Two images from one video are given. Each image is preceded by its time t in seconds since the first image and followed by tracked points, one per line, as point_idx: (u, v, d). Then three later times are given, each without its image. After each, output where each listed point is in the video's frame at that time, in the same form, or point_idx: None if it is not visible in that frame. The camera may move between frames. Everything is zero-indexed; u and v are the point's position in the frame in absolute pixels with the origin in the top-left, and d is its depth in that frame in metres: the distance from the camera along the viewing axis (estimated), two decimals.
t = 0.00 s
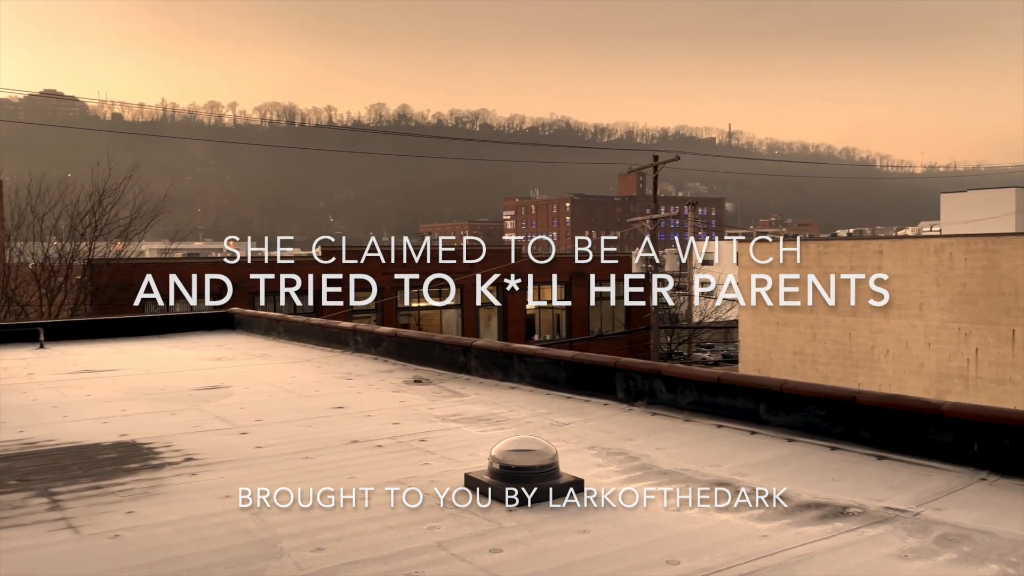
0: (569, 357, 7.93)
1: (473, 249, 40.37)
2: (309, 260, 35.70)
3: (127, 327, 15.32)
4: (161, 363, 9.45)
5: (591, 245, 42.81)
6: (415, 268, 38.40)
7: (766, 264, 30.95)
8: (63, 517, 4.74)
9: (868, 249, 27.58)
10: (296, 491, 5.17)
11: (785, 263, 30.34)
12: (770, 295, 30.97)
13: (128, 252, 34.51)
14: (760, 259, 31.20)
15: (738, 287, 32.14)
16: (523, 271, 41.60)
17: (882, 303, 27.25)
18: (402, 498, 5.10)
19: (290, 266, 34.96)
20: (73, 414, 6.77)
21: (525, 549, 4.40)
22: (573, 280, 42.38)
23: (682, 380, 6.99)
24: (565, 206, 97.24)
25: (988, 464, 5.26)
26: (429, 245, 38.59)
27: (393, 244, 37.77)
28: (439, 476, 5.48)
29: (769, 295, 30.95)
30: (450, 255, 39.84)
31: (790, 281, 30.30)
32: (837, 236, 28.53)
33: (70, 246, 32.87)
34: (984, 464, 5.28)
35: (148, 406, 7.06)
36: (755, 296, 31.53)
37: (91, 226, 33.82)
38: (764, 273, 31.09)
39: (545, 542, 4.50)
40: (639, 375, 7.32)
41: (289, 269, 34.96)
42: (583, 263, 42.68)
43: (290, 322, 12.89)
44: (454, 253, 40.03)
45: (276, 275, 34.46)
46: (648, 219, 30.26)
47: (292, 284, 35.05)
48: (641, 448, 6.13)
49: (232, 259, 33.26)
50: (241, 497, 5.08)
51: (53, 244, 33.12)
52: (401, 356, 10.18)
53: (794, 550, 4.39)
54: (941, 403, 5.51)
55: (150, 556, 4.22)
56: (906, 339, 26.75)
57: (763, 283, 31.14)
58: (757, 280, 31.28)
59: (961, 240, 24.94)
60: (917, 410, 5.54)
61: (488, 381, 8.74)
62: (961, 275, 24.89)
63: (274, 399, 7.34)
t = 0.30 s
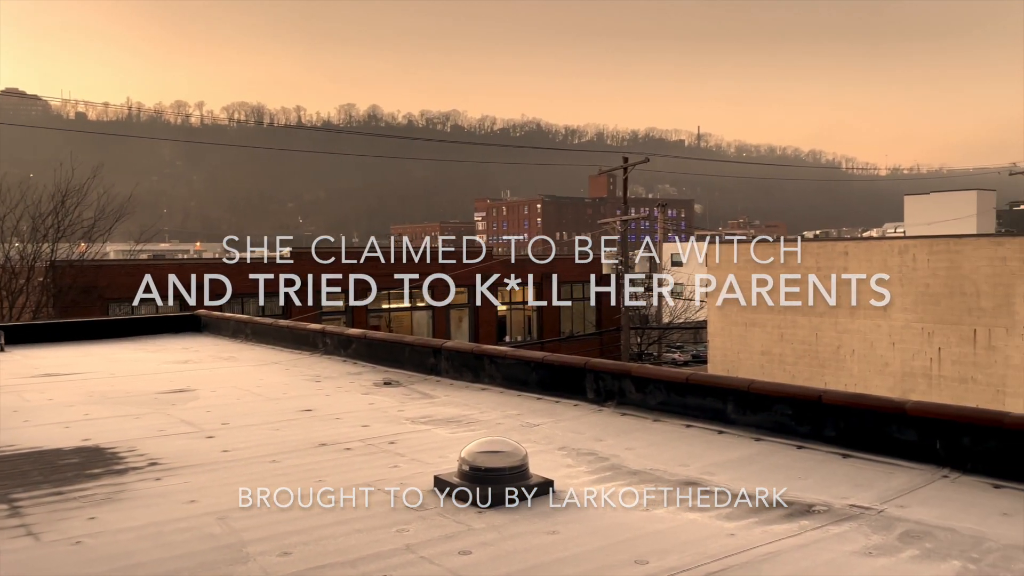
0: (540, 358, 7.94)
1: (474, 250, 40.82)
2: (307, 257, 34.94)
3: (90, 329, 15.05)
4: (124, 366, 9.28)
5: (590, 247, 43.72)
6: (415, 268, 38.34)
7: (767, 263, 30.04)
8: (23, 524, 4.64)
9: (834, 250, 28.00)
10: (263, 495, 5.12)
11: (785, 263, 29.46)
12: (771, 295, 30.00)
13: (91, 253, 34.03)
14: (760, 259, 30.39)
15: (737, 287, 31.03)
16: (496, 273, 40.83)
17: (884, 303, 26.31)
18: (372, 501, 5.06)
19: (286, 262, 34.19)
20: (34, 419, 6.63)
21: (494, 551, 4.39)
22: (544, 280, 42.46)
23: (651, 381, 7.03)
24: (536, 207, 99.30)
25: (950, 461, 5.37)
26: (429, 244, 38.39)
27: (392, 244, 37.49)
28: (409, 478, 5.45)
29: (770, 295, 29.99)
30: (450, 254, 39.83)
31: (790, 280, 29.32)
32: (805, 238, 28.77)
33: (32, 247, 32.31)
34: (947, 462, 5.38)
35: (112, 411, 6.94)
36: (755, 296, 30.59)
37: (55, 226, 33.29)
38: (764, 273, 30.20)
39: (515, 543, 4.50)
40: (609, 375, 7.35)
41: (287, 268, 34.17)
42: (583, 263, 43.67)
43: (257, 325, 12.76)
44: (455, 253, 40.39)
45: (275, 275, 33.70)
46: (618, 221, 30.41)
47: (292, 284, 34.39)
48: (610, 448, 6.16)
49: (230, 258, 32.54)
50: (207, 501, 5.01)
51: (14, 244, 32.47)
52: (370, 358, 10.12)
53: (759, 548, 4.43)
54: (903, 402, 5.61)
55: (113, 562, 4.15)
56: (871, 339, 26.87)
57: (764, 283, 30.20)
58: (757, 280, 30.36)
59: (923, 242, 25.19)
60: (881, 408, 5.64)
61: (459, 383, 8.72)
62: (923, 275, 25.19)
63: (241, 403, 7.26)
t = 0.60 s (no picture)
0: (511, 359, 7.94)
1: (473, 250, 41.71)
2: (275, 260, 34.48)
3: (52, 331, 14.76)
4: (88, 369, 9.11)
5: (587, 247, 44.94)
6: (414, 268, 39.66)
7: (766, 263, 29.09)
8: None
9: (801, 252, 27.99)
10: (231, 498, 5.07)
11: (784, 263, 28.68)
12: (771, 295, 29.07)
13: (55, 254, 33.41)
14: (760, 259, 29.44)
15: (737, 287, 30.15)
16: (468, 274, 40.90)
17: (884, 303, 25.70)
18: (341, 504, 5.02)
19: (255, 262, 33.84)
20: None
21: (464, 552, 4.37)
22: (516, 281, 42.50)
23: (621, 380, 7.07)
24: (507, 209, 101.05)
25: (913, 459, 5.47)
26: (429, 246, 39.89)
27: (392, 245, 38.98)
28: (377, 480, 5.43)
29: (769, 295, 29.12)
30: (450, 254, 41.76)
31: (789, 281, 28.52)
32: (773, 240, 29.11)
33: None
34: (911, 459, 5.48)
35: (76, 414, 6.83)
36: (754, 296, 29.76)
37: (17, 226, 32.65)
38: (765, 273, 29.21)
39: (484, 545, 4.49)
40: (579, 375, 7.38)
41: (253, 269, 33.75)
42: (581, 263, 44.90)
43: (225, 326, 12.61)
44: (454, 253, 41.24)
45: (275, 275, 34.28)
46: (589, 221, 30.57)
47: (292, 284, 34.88)
48: (580, 448, 6.18)
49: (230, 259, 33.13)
50: (173, 505, 4.95)
51: None
52: (340, 359, 10.07)
53: (726, 546, 4.47)
54: (868, 399, 5.70)
55: (75, 568, 4.08)
56: (837, 339, 27.22)
57: (764, 283, 29.26)
58: (757, 280, 29.43)
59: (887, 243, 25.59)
60: (847, 407, 5.72)
61: (430, 384, 8.69)
62: (888, 275, 25.48)
63: (208, 405, 7.18)
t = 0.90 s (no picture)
0: (482, 358, 7.95)
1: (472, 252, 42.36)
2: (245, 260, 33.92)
3: (14, 333, 14.49)
4: (51, 372, 8.94)
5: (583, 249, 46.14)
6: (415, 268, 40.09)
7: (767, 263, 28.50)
8: None
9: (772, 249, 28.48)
10: (199, 501, 5.01)
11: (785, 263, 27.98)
12: (771, 296, 28.49)
13: (20, 254, 32.73)
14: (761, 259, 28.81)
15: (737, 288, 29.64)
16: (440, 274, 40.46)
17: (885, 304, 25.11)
18: (310, 506, 4.98)
19: (223, 263, 33.33)
20: None
21: (434, 553, 4.36)
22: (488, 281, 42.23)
23: (592, 379, 7.10)
24: (481, 208, 102.61)
25: (878, 456, 5.55)
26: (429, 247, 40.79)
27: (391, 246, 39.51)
28: (347, 481, 5.40)
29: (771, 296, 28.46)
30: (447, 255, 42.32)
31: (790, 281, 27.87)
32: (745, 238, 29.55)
33: None
34: (876, 456, 5.56)
35: (39, 417, 6.70)
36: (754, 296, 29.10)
37: None
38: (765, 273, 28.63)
39: (454, 545, 4.48)
40: (551, 375, 7.39)
41: (223, 269, 33.25)
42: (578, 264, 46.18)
43: (193, 327, 12.47)
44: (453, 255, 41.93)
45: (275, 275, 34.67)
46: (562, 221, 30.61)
47: (292, 284, 35.27)
48: (552, 447, 6.20)
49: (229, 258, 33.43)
50: (138, 509, 4.88)
51: None
52: (310, 359, 10.00)
53: (696, 543, 4.50)
54: (834, 397, 5.77)
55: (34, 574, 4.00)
56: (805, 337, 27.52)
57: (765, 283, 28.69)
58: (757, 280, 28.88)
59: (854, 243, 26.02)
60: (814, 404, 5.79)
61: (401, 384, 8.66)
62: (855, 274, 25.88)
63: (176, 407, 7.10)
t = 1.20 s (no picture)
0: (454, 358, 7.93)
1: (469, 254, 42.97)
2: (215, 258, 33.31)
3: None
4: (14, 374, 8.78)
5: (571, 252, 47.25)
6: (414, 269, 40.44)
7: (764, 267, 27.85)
8: None
9: (740, 250, 28.65)
10: (166, 504, 4.95)
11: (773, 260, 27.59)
12: (762, 293, 28.00)
13: None
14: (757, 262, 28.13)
15: (725, 288, 29.13)
16: (412, 273, 40.28)
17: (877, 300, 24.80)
18: (280, 508, 4.94)
19: (192, 261, 32.73)
20: None
21: (405, 553, 4.33)
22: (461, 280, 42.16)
23: (564, 378, 7.12)
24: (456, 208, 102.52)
25: (846, 452, 5.62)
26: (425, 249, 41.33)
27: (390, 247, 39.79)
28: (317, 482, 5.36)
29: (763, 294, 27.99)
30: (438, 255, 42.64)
31: (780, 281, 27.43)
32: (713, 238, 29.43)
33: None
34: (844, 452, 5.63)
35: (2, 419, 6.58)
36: (746, 294, 28.51)
37: None
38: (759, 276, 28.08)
39: (425, 545, 4.47)
40: (523, 374, 7.40)
41: (192, 268, 32.65)
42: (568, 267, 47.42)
43: (161, 327, 12.32)
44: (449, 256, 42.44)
45: (269, 276, 35.05)
46: (535, 221, 30.64)
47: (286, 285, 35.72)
48: (524, 446, 6.21)
49: (224, 260, 33.55)
50: (103, 512, 4.80)
51: None
52: (281, 360, 9.93)
53: (666, 540, 4.53)
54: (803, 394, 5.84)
55: None
56: (775, 335, 27.72)
57: (758, 282, 28.12)
58: (752, 280, 28.30)
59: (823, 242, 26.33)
60: (783, 401, 5.85)
61: (373, 384, 8.63)
62: (824, 273, 26.20)
63: (143, 408, 7.01)
